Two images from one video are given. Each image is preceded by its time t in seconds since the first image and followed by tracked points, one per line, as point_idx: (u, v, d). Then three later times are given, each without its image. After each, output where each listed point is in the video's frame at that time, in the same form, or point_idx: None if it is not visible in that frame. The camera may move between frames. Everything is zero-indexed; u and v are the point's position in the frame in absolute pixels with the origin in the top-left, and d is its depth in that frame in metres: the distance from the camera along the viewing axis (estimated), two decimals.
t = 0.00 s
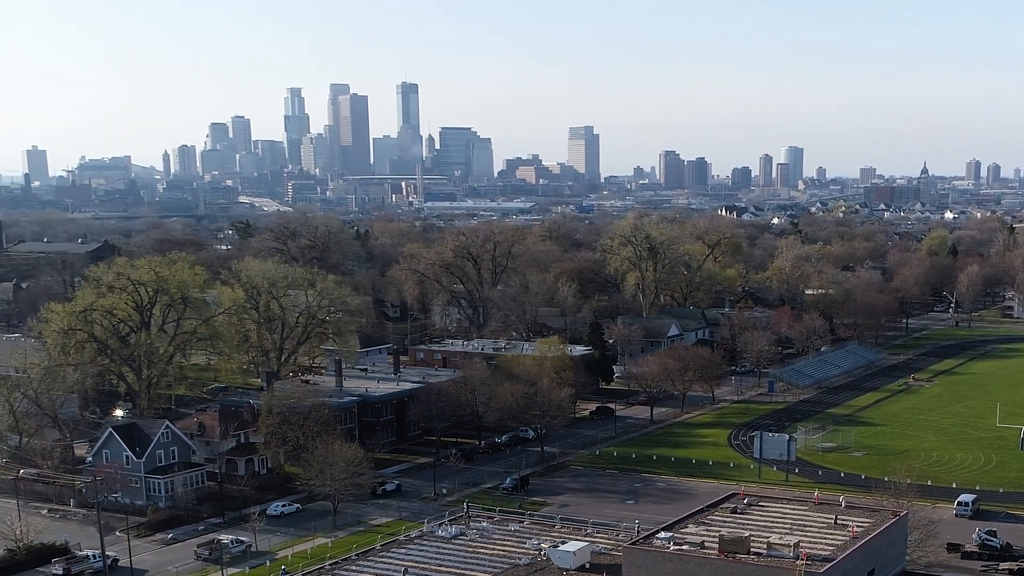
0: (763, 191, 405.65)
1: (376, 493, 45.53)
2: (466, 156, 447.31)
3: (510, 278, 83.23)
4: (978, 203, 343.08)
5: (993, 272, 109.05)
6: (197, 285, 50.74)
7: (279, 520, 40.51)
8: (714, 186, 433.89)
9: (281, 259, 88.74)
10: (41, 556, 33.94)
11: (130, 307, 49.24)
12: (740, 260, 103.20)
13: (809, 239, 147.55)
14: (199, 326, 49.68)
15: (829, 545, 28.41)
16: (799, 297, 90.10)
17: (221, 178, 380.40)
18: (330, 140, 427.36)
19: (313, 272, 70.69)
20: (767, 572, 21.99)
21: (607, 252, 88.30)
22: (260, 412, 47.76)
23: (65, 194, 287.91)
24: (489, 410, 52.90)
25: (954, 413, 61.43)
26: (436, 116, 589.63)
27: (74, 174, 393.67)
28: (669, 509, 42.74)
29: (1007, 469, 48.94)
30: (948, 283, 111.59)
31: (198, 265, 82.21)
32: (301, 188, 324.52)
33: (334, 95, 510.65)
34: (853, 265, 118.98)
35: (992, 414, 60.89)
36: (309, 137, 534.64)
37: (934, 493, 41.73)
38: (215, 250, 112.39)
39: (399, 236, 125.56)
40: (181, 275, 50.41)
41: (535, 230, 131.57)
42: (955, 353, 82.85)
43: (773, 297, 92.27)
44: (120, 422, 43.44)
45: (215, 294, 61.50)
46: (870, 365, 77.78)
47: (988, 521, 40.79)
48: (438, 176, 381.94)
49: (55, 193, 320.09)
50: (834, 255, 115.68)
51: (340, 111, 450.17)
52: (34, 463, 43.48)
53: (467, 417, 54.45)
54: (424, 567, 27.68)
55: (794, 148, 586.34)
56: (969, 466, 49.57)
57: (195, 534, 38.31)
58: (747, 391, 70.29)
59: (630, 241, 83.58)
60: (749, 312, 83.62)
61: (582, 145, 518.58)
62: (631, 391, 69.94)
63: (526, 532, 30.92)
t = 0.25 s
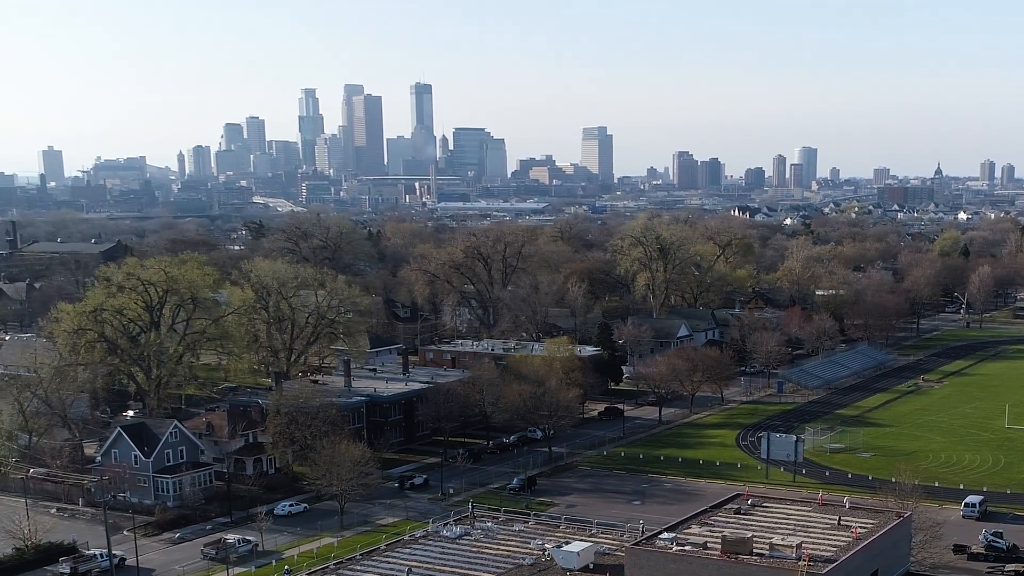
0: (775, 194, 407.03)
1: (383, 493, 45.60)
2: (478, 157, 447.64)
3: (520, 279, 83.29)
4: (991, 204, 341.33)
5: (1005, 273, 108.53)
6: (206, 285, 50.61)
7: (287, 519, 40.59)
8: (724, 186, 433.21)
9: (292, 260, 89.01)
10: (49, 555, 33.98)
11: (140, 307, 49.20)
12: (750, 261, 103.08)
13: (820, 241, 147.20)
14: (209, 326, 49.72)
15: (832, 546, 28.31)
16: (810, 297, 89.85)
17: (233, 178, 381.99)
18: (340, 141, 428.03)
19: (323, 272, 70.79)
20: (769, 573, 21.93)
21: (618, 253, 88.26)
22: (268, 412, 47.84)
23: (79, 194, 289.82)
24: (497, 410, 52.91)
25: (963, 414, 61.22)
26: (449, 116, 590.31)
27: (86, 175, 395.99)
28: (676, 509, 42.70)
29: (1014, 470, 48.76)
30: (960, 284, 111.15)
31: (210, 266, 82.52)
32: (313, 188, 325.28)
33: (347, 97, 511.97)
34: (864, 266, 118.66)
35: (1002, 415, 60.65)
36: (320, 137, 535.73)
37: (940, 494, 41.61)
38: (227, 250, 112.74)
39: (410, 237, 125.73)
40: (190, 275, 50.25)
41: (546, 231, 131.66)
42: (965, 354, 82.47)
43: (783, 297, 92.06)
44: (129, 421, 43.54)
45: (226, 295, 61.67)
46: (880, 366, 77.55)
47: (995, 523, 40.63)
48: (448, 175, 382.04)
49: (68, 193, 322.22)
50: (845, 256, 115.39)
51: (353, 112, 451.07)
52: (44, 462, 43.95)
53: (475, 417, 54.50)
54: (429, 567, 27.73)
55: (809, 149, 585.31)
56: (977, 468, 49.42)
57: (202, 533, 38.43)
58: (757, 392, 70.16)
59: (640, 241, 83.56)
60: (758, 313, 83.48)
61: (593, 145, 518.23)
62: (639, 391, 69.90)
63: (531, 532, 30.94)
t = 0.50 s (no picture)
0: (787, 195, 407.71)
1: (390, 493, 45.69)
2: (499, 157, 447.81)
3: (530, 279, 83.21)
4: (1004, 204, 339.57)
5: (1017, 274, 108.01)
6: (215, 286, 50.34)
7: (293, 519, 40.72)
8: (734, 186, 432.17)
9: (303, 261, 89.22)
10: (55, 554, 34.05)
11: (149, 307, 49.06)
12: (761, 262, 102.81)
13: (831, 241, 146.65)
14: (218, 327, 49.79)
15: (836, 548, 28.19)
16: (820, 298, 89.60)
17: (244, 179, 383.41)
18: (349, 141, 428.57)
19: (333, 273, 70.87)
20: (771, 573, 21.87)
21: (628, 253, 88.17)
22: (276, 411, 48.03)
23: (93, 194, 291.45)
24: (505, 410, 52.92)
25: (971, 415, 61.00)
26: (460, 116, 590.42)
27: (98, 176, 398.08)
28: (682, 510, 42.68)
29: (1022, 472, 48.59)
30: (971, 285, 110.68)
31: (221, 266, 82.80)
32: (325, 189, 325.77)
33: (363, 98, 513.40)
34: (875, 266, 118.21)
35: (1010, 416, 60.43)
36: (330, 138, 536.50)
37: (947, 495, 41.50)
38: (239, 251, 113.11)
39: (421, 237, 125.82)
40: (198, 276, 49.95)
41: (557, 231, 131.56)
42: (976, 355, 82.11)
43: (793, 298, 91.76)
44: (137, 421, 43.59)
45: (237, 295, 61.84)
46: (889, 367, 77.28)
47: (1002, 524, 40.49)
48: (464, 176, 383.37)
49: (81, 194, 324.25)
50: (856, 257, 115.00)
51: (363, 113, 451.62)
52: (52, 461, 44.49)
53: (482, 417, 54.54)
54: (432, 567, 27.77)
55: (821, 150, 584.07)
56: (985, 469, 49.27)
57: (209, 533, 38.60)
58: (765, 393, 70.04)
59: (650, 242, 83.44)
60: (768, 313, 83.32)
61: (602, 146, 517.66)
62: (648, 392, 69.84)
63: (535, 533, 30.96)
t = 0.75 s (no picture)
0: (800, 195, 407.73)
1: (397, 493, 45.73)
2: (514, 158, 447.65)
3: (540, 279, 83.12)
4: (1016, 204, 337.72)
5: None
6: (224, 286, 50.43)
7: (299, 518, 40.78)
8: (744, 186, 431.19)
9: (314, 261, 89.33)
10: (63, 553, 34.03)
11: (158, 306, 49.07)
12: (771, 263, 102.52)
13: (843, 241, 146.08)
14: (227, 327, 49.87)
15: (838, 548, 28.11)
16: (830, 299, 89.32)
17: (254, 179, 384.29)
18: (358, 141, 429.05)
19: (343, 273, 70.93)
20: (772, 574, 21.86)
21: (637, 254, 88.06)
22: (284, 411, 47.91)
23: (106, 194, 292.68)
24: (512, 410, 52.90)
25: (980, 416, 60.76)
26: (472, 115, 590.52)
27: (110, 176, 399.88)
28: (687, 510, 42.62)
29: None
30: (982, 285, 110.16)
31: (231, 266, 83.02)
32: (342, 189, 326.13)
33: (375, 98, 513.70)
34: (886, 266, 117.77)
35: (1019, 417, 60.17)
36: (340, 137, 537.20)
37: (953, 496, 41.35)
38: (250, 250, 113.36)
39: (431, 237, 125.83)
40: (207, 275, 50.09)
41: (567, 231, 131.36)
42: (986, 355, 81.73)
43: (804, 298, 91.46)
44: (145, 420, 43.66)
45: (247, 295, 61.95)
46: (899, 368, 77.00)
47: (1009, 525, 40.32)
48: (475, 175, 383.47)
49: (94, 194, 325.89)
50: (867, 257, 114.61)
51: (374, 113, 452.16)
52: (60, 460, 44.20)
53: (490, 417, 54.54)
54: (436, 567, 27.78)
55: (833, 150, 582.51)
56: (992, 470, 49.09)
57: (215, 532, 38.68)
58: (774, 393, 69.91)
59: (659, 242, 83.31)
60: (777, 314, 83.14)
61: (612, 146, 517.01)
62: (656, 392, 69.75)
63: (540, 532, 30.95)
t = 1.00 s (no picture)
0: (813, 194, 407.69)
1: (403, 492, 45.81)
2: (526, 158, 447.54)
3: (549, 279, 83.10)
4: None
5: None
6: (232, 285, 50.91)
7: (306, 518, 40.86)
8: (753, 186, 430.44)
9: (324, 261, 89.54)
10: (71, 552, 34.08)
11: (167, 306, 49.50)
12: (781, 263, 102.33)
13: (853, 241, 145.71)
14: (235, 326, 50.15)
15: (841, 549, 28.03)
16: (840, 299, 89.09)
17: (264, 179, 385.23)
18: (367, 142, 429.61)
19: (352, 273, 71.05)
20: (773, 574, 21.80)
21: (646, 254, 88.06)
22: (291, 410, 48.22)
23: (120, 194, 293.95)
24: (519, 410, 52.93)
25: (988, 417, 60.57)
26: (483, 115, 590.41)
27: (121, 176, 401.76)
28: (693, 511, 42.58)
29: None
30: (993, 286, 109.75)
31: (242, 266, 83.25)
32: (352, 189, 326.66)
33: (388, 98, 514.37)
34: (896, 266, 117.41)
35: None
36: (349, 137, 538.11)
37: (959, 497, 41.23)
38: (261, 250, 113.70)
39: (442, 237, 125.98)
40: (215, 275, 50.56)
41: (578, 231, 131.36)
42: (995, 356, 81.41)
43: (813, 299, 91.25)
44: (152, 420, 43.85)
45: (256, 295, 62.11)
46: (908, 368, 76.79)
47: (1015, 527, 40.19)
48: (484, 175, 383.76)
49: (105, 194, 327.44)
50: (878, 258, 114.32)
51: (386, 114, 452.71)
52: (69, 460, 44.38)
53: (497, 417, 54.56)
54: (440, 567, 27.80)
55: (846, 150, 581.13)
56: (999, 471, 48.95)
57: (222, 531, 38.76)
58: (782, 393, 69.79)
59: (668, 242, 83.26)
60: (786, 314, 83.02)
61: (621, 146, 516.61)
62: (664, 392, 69.69)
63: (543, 532, 30.97)
